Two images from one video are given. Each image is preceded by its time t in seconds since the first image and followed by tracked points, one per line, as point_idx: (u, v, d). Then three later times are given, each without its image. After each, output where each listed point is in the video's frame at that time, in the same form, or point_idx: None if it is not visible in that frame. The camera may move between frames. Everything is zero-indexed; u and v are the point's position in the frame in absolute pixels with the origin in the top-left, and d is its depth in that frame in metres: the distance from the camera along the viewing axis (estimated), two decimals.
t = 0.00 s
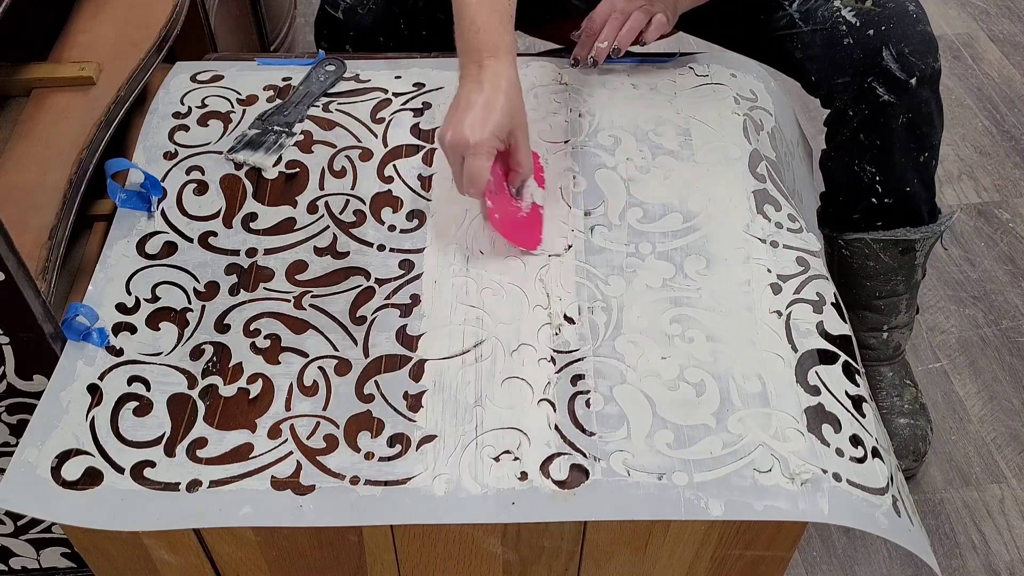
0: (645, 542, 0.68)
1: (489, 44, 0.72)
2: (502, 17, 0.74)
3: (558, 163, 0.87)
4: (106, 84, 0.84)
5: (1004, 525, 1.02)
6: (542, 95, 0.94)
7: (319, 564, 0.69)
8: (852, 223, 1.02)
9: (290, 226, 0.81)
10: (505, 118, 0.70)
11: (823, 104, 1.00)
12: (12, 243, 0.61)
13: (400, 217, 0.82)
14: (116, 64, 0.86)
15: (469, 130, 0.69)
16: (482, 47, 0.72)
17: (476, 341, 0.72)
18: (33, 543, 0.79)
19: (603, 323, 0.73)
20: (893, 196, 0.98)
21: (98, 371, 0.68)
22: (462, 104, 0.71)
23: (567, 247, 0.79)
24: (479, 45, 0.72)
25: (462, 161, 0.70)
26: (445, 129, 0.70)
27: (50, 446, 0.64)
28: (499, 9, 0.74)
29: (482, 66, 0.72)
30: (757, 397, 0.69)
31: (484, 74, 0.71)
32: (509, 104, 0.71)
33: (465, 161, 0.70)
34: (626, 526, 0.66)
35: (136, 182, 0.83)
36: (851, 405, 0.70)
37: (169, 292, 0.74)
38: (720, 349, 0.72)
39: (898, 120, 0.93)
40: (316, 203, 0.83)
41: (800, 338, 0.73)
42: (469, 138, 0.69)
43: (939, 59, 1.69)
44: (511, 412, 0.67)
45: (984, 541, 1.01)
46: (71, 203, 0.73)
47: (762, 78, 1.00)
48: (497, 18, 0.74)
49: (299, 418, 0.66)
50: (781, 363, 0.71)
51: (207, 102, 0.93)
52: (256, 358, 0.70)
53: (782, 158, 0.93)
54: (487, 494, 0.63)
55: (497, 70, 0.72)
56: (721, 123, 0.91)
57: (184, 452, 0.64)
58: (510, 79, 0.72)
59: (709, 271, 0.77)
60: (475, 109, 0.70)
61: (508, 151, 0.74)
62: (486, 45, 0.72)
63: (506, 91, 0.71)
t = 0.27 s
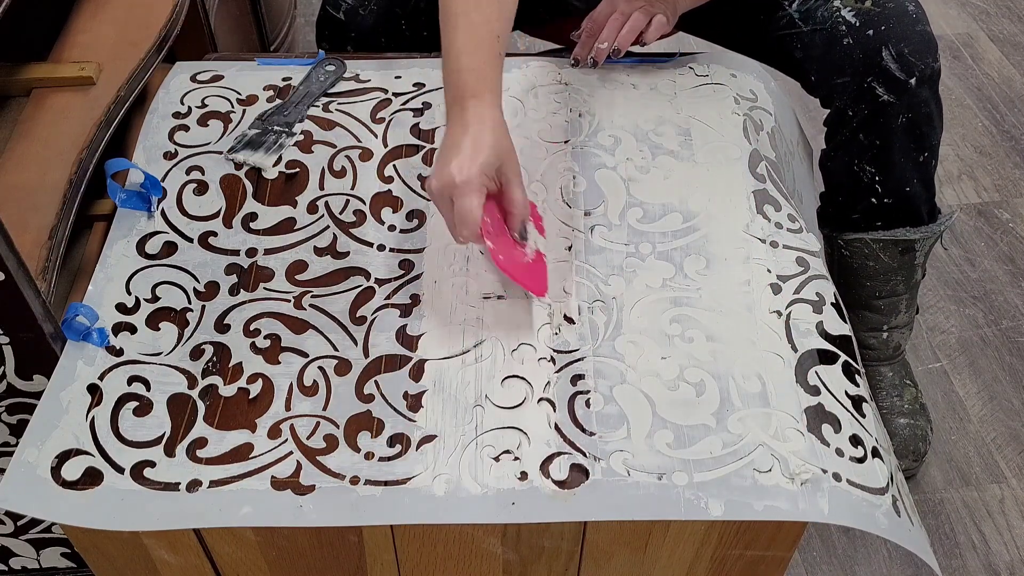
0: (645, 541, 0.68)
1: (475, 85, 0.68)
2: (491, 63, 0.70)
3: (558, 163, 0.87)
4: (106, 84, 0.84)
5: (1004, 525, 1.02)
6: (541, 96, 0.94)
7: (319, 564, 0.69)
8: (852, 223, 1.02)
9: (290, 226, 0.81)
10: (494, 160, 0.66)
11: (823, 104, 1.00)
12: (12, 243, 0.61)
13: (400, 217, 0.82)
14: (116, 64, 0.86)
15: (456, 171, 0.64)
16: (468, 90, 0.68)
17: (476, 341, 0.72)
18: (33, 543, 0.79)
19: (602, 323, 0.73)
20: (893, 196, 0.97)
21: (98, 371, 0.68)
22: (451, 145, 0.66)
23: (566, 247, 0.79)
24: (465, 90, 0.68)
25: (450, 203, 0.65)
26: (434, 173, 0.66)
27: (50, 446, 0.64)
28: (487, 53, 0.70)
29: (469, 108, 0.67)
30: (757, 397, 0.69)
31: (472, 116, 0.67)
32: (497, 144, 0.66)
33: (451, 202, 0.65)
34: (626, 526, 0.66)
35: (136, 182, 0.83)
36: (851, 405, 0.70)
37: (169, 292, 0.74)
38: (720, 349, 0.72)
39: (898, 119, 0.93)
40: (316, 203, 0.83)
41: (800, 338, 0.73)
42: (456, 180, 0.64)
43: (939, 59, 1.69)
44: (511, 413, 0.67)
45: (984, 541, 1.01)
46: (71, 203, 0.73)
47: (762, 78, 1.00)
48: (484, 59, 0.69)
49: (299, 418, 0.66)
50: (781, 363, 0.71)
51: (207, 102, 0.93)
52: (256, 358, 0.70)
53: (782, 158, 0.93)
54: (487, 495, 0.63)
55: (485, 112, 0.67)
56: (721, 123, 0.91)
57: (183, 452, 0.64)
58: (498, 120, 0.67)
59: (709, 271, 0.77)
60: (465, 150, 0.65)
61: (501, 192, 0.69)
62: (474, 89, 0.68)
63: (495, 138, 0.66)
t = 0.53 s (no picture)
0: (645, 541, 0.68)
1: (508, 196, 0.63)
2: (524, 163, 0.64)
3: (558, 163, 0.87)
4: (106, 84, 0.84)
5: (1004, 525, 1.02)
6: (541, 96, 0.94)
7: (319, 564, 0.69)
8: (852, 223, 1.02)
9: (290, 226, 0.81)
10: (526, 280, 0.61)
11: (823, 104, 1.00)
12: (12, 243, 0.61)
13: (400, 217, 0.82)
14: (116, 64, 0.86)
15: (487, 296, 0.60)
16: (500, 202, 0.63)
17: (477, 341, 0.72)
18: (32, 543, 0.79)
19: (602, 323, 0.73)
20: (892, 197, 0.97)
21: (98, 371, 0.68)
22: (482, 261, 0.61)
23: (566, 247, 0.79)
24: (496, 200, 0.63)
25: (478, 327, 0.61)
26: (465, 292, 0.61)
27: (50, 446, 0.64)
28: (518, 152, 0.64)
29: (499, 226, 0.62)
30: (757, 397, 0.69)
31: (502, 230, 0.62)
32: (531, 265, 0.62)
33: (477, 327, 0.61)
34: (626, 526, 0.66)
35: (136, 182, 0.83)
36: (850, 405, 0.70)
37: (169, 292, 0.74)
38: (720, 349, 0.72)
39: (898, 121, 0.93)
40: (316, 203, 0.83)
41: (800, 338, 0.73)
42: (486, 308, 0.60)
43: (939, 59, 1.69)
44: (511, 413, 0.67)
45: (984, 541, 1.01)
46: (71, 203, 0.73)
47: (762, 78, 1.00)
48: (518, 165, 0.64)
49: (299, 418, 0.66)
50: (781, 363, 0.71)
51: (207, 102, 0.93)
52: (256, 358, 0.70)
53: (782, 158, 0.93)
54: (487, 495, 0.63)
55: (517, 228, 0.62)
56: (720, 122, 0.91)
57: (183, 452, 0.64)
58: (531, 237, 0.62)
59: (709, 271, 0.77)
60: (495, 273, 0.60)
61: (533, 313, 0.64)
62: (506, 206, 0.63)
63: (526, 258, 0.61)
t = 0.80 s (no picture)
0: (645, 541, 0.68)
1: (506, 259, 0.60)
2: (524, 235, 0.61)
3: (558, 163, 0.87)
4: (106, 84, 0.84)
5: (1004, 525, 1.02)
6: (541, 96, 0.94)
7: (319, 563, 0.69)
8: (851, 223, 1.01)
9: (289, 226, 0.81)
10: (524, 347, 0.58)
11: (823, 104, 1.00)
12: (12, 243, 0.61)
13: (400, 217, 0.82)
14: (116, 64, 0.86)
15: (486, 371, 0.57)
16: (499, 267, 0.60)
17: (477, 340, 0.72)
18: (32, 543, 0.79)
19: (602, 323, 0.73)
20: (892, 197, 0.97)
21: (98, 371, 0.68)
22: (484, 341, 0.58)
23: (566, 247, 0.79)
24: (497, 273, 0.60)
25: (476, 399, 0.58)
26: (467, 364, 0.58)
27: (50, 446, 0.64)
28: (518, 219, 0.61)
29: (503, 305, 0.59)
30: (757, 397, 0.69)
31: (495, 295, 0.60)
32: (530, 334, 0.59)
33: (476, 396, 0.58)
34: (626, 526, 0.66)
35: (136, 182, 0.83)
36: (849, 406, 0.70)
37: (169, 292, 0.74)
38: (720, 349, 0.72)
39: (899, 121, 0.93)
40: (316, 203, 0.83)
41: (800, 338, 0.73)
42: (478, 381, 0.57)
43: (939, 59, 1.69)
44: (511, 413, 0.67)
45: (984, 541, 1.01)
46: (71, 203, 0.73)
47: (762, 78, 1.00)
48: (517, 225, 0.61)
49: (299, 419, 0.66)
50: (780, 363, 0.71)
51: (207, 102, 0.93)
52: (256, 358, 0.70)
53: (782, 158, 0.93)
54: (487, 494, 0.63)
55: (512, 292, 0.60)
56: (720, 123, 0.91)
57: (183, 452, 0.64)
58: (527, 302, 0.60)
59: (709, 271, 0.77)
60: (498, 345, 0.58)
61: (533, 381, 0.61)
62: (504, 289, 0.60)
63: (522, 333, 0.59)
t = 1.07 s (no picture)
0: (645, 541, 0.68)
1: (517, 262, 0.59)
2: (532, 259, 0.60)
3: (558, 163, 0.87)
4: (106, 84, 0.84)
5: (1004, 525, 1.02)
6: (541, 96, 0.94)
7: (319, 563, 0.69)
8: (852, 223, 1.02)
9: (289, 226, 0.81)
10: (536, 351, 0.57)
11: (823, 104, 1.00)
12: (12, 244, 0.61)
13: (400, 217, 0.82)
14: (116, 64, 0.86)
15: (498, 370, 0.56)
16: (505, 283, 0.59)
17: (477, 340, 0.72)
18: (32, 543, 0.79)
19: (602, 323, 0.73)
20: (892, 196, 0.97)
21: (98, 371, 0.68)
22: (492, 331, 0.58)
23: (567, 247, 0.79)
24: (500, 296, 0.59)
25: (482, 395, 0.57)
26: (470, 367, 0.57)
27: (50, 446, 0.64)
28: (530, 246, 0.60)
29: (501, 315, 0.58)
30: (757, 397, 0.69)
31: (508, 298, 0.59)
32: (539, 334, 0.58)
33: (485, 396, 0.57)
34: (626, 526, 0.66)
35: (136, 182, 0.83)
36: (849, 406, 0.70)
37: (169, 292, 0.74)
38: (720, 349, 0.72)
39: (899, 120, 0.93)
40: (316, 203, 0.83)
41: (800, 338, 0.73)
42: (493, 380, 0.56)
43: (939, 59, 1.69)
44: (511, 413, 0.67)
45: (984, 541, 1.01)
46: (71, 203, 0.73)
47: (762, 77, 1.00)
48: (528, 232, 0.60)
49: (299, 418, 0.66)
50: (780, 363, 0.71)
51: (206, 102, 0.93)
52: (256, 358, 0.70)
53: (782, 158, 0.93)
54: (487, 494, 0.63)
55: (524, 296, 0.59)
56: (720, 122, 0.91)
57: (183, 452, 0.64)
58: (539, 308, 0.59)
59: (709, 271, 0.77)
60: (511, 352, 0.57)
61: (537, 389, 0.60)
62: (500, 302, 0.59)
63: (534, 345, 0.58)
